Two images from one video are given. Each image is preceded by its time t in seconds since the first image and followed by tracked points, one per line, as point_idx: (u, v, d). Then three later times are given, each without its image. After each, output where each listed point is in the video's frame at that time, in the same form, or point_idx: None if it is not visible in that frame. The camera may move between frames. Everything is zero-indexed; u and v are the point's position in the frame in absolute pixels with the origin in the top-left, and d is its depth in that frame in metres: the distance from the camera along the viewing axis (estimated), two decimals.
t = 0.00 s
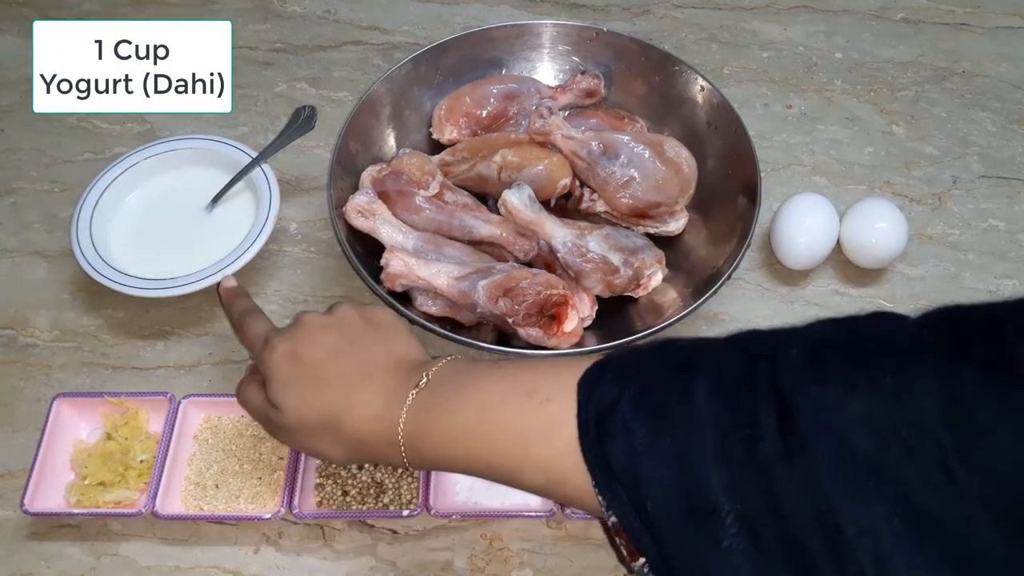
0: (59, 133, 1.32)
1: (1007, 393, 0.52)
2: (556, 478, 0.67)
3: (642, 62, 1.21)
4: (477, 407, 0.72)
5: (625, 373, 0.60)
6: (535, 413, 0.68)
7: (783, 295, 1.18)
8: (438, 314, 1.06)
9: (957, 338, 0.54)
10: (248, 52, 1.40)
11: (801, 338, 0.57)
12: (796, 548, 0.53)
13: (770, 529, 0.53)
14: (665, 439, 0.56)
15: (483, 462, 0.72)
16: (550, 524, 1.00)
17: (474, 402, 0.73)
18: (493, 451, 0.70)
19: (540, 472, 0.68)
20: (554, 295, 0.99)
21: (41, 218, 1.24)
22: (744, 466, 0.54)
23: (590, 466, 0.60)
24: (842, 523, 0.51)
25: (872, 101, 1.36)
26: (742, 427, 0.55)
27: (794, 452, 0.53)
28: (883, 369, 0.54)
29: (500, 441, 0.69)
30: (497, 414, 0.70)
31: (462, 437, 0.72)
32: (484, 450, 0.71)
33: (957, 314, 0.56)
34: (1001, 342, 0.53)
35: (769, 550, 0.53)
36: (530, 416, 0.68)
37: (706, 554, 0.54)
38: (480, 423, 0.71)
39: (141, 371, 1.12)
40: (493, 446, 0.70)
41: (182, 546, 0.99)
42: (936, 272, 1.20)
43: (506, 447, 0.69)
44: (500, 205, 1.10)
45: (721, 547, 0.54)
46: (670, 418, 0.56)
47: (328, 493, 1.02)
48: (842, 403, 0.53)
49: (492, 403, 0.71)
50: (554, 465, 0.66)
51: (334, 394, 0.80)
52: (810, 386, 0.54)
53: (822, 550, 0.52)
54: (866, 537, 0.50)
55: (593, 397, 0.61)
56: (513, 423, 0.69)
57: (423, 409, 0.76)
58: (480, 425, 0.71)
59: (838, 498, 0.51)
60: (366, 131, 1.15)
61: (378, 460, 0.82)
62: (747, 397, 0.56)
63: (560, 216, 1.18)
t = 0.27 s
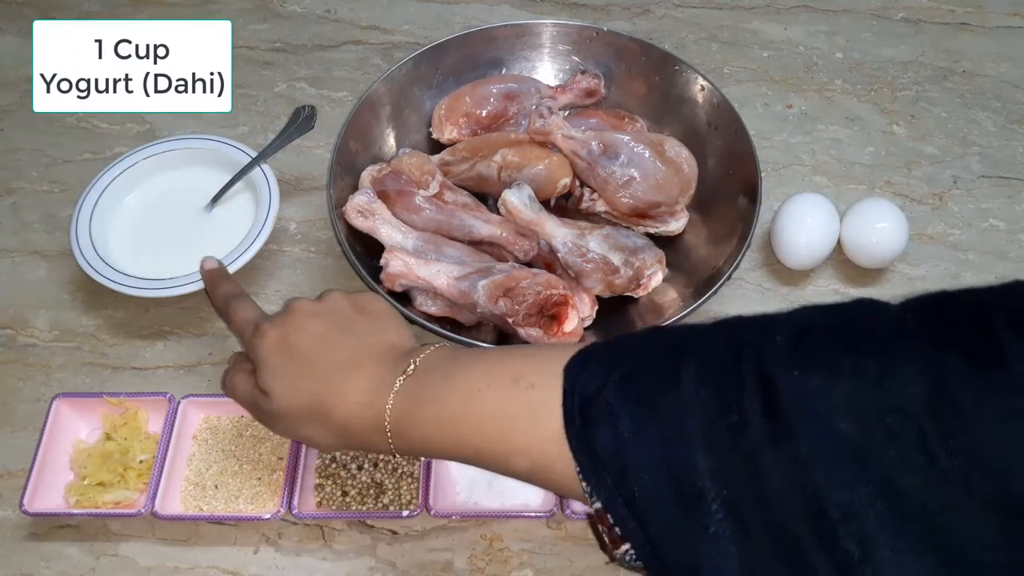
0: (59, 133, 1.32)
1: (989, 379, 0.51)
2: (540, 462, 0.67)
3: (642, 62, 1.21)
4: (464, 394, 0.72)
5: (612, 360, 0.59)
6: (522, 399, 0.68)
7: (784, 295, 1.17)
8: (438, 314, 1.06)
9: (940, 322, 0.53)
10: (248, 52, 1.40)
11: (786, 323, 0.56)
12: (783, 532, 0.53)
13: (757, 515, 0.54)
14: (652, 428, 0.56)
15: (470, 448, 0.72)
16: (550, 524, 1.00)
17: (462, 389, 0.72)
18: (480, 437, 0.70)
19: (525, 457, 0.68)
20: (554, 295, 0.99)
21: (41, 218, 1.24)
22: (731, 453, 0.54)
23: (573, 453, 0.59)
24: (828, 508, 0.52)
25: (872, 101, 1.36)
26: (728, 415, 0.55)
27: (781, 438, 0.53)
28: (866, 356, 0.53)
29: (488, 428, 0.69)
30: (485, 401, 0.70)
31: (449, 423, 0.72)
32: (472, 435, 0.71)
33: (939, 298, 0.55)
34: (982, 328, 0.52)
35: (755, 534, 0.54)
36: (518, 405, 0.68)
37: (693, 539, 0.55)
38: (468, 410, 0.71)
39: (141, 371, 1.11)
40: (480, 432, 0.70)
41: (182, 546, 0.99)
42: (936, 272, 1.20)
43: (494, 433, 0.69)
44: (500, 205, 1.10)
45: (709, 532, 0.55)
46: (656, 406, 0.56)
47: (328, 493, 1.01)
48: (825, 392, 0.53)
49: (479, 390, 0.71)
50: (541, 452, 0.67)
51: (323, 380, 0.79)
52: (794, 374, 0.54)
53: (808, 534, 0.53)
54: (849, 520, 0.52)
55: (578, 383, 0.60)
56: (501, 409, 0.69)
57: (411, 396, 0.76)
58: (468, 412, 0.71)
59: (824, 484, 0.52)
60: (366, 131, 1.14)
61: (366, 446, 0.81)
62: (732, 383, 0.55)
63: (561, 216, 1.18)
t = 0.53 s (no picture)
0: (59, 133, 1.32)
1: (966, 365, 0.51)
2: (523, 453, 0.66)
3: (642, 62, 1.21)
4: (449, 385, 0.71)
5: (595, 349, 0.59)
6: (506, 390, 0.66)
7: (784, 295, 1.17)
8: (438, 314, 1.06)
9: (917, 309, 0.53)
10: (248, 52, 1.40)
11: (765, 311, 0.56)
12: (764, 518, 0.53)
13: (739, 502, 0.54)
14: (633, 417, 0.56)
15: (454, 438, 0.71)
16: (550, 524, 1.00)
17: (447, 379, 0.71)
18: (465, 428, 0.69)
19: (509, 448, 0.67)
20: (554, 295, 1.00)
21: (41, 219, 1.24)
22: (711, 440, 0.55)
23: (557, 442, 0.60)
24: (807, 494, 0.52)
25: (872, 101, 1.36)
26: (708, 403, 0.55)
27: (760, 425, 0.53)
28: (843, 343, 0.53)
29: (472, 418, 0.68)
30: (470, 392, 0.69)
31: (435, 413, 0.71)
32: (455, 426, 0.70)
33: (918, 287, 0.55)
34: (959, 313, 0.52)
35: (737, 522, 0.54)
36: (501, 395, 0.66)
37: (676, 526, 0.55)
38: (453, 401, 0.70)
39: (141, 371, 1.11)
40: (465, 422, 0.69)
41: (182, 546, 0.99)
42: (936, 272, 1.20)
43: (478, 424, 0.68)
44: (500, 205, 1.10)
45: (692, 519, 0.55)
46: (637, 395, 0.56)
47: (328, 493, 1.01)
48: (803, 379, 0.53)
49: (465, 380, 0.70)
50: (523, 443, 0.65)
51: (314, 373, 0.80)
52: (771, 361, 0.53)
53: (790, 521, 0.52)
54: (828, 506, 0.51)
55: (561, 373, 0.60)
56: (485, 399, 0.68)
57: (398, 387, 0.75)
58: (453, 402, 0.70)
59: (802, 470, 0.52)
60: (366, 131, 1.14)
61: (355, 437, 0.82)
62: (712, 371, 0.55)
63: (561, 216, 1.18)
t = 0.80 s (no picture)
0: (59, 133, 1.32)
1: (965, 360, 0.49)
2: (520, 450, 0.66)
3: (642, 62, 1.21)
4: (446, 382, 0.71)
5: (592, 347, 0.59)
6: (502, 387, 0.66)
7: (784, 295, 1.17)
8: (438, 314, 1.06)
9: (916, 301, 0.51)
10: (248, 52, 1.40)
11: (761, 305, 0.55)
12: (763, 516, 0.54)
13: (737, 499, 0.54)
14: (631, 415, 0.56)
15: (452, 435, 0.71)
16: (550, 524, 1.00)
17: (443, 376, 0.71)
18: (462, 425, 0.69)
19: (506, 444, 0.67)
20: (554, 295, 1.00)
21: (41, 219, 1.24)
22: (709, 437, 0.55)
23: (556, 439, 0.60)
24: (806, 492, 0.52)
25: (872, 101, 1.36)
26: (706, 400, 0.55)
27: (758, 422, 0.53)
28: (841, 337, 0.52)
29: (469, 415, 0.68)
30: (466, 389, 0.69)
31: (432, 410, 0.71)
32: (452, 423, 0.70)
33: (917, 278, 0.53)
34: (957, 306, 0.50)
35: (735, 518, 0.55)
36: (498, 391, 0.66)
37: (675, 522, 0.56)
38: (450, 397, 0.70)
39: (141, 371, 1.11)
40: (461, 419, 0.69)
41: (182, 546, 0.99)
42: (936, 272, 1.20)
43: (475, 420, 0.68)
44: (500, 204, 1.10)
45: (691, 516, 0.56)
46: (635, 392, 0.56)
47: (328, 493, 1.01)
48: (801, 375, 0.52)
49: (461, 377, 0.70)
50: (520, 439, 0.65)
51: (312, 371, 0.80)
52: (768, 357, 0.53)
53: (789, 519, 0.53)
54: (828, 503, 0.52)
55: (558, 370, 0.61)
56: (481, 396, 0.68)
57: (395, 384, 0.75)
58: (450, 399, 0.70)
59: (801, 468, 0.52)
60: (366, 131, 1.14)
61: (354, 436, 0.82)
62: (708, 367, 0.55)
63: (561, 216, 1.18)
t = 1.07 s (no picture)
0: (59, 133, 1.32)
1: (967, 360, 0.49)
2: (520, 450, 0.66)
3: (642, 61, 1.21)
4: (446, 382, 0.70)
5: (592, 346, 0.59)
6: (502, 387, 0.66)
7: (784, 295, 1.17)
8: (438, 314, 1.06)
9: (918, 301, 0.50)
10: (247, 51, 1.39)
11: (762, 304, 0.55)
12: (763, 516, 0.54)
13: (737, 499, 0.54)
14: (631, 414, 0.56)
15: (452, 435, 0.70)
16: (550, 525, 1.00)
17: (444, 376, 0.71)
18: (461, 425, 0.69)
19: (506, 444, 0.67)
20: (554, 295, 1.00)
21: (40, 219, 1.24)
22: (709, 437, 0.55)
23: (555, 439, 0.60)
24: (806, 492, 0.52)
25: (873, 101, 1.36)
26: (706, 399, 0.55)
27: (758, 422, 0.53)
28: (843, 336, 0.51)
29: (469, 415, 0.68)
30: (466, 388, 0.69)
31: (432, 410, 0.71)
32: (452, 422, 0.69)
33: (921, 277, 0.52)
34: (961, 305, 0.49)
35: (735, 518, 0.55)
36: (498, 391, 0.66)
37: (675, 522, 0.56)
38: (450, 397, 0.70)
39: (140, 371, 1.11)
40: (461, 419, 0.69)
41: (182, 546, 0.99)
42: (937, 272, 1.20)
43: (475, 420, 0.68)
44: (500, 204, 1.10)
45: (691, 516, 0.56)
46: (634, 392, 0.56)
47: (328, 493, 1.01)
48: (802, 375, 0.52)
49: (461, 377, 0.70)
50: (520, 439, 0.65)
51: (312, 371, 0.80)
52: (769, 356, 0.53)
53: (789, 520, 0.53)
54: (828, 503, 0.52)
55: (558, 369, 0.60)
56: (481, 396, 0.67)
57: (395, 384, 0.75)
58: (450, 399, 0.70)
59: (801, 469, 0.52)
60: (366, 131, 1.14)
61: (354, 436, 0.82)
62: (709, 366, 0.55)
63: (561, 216, 1.18)
